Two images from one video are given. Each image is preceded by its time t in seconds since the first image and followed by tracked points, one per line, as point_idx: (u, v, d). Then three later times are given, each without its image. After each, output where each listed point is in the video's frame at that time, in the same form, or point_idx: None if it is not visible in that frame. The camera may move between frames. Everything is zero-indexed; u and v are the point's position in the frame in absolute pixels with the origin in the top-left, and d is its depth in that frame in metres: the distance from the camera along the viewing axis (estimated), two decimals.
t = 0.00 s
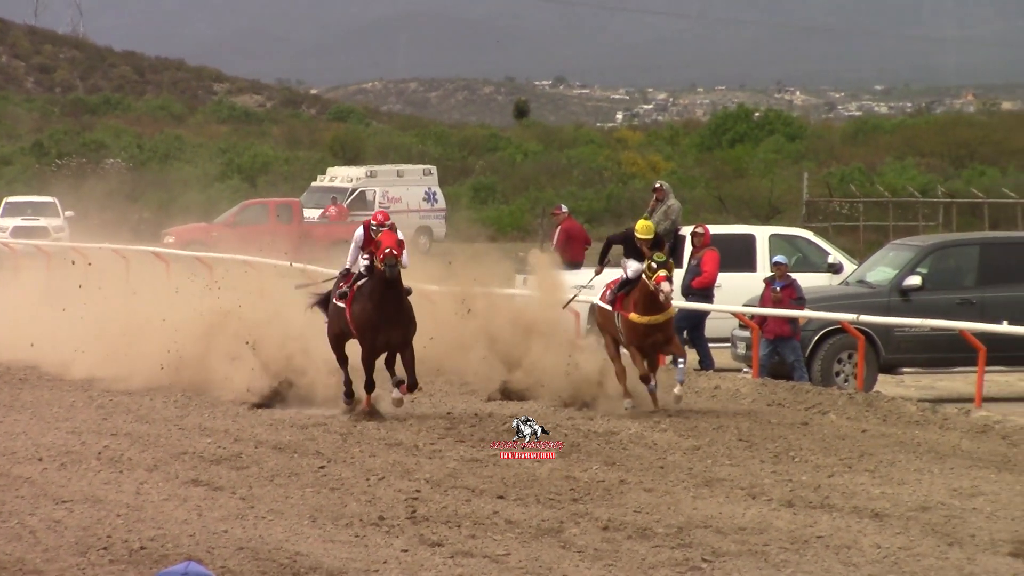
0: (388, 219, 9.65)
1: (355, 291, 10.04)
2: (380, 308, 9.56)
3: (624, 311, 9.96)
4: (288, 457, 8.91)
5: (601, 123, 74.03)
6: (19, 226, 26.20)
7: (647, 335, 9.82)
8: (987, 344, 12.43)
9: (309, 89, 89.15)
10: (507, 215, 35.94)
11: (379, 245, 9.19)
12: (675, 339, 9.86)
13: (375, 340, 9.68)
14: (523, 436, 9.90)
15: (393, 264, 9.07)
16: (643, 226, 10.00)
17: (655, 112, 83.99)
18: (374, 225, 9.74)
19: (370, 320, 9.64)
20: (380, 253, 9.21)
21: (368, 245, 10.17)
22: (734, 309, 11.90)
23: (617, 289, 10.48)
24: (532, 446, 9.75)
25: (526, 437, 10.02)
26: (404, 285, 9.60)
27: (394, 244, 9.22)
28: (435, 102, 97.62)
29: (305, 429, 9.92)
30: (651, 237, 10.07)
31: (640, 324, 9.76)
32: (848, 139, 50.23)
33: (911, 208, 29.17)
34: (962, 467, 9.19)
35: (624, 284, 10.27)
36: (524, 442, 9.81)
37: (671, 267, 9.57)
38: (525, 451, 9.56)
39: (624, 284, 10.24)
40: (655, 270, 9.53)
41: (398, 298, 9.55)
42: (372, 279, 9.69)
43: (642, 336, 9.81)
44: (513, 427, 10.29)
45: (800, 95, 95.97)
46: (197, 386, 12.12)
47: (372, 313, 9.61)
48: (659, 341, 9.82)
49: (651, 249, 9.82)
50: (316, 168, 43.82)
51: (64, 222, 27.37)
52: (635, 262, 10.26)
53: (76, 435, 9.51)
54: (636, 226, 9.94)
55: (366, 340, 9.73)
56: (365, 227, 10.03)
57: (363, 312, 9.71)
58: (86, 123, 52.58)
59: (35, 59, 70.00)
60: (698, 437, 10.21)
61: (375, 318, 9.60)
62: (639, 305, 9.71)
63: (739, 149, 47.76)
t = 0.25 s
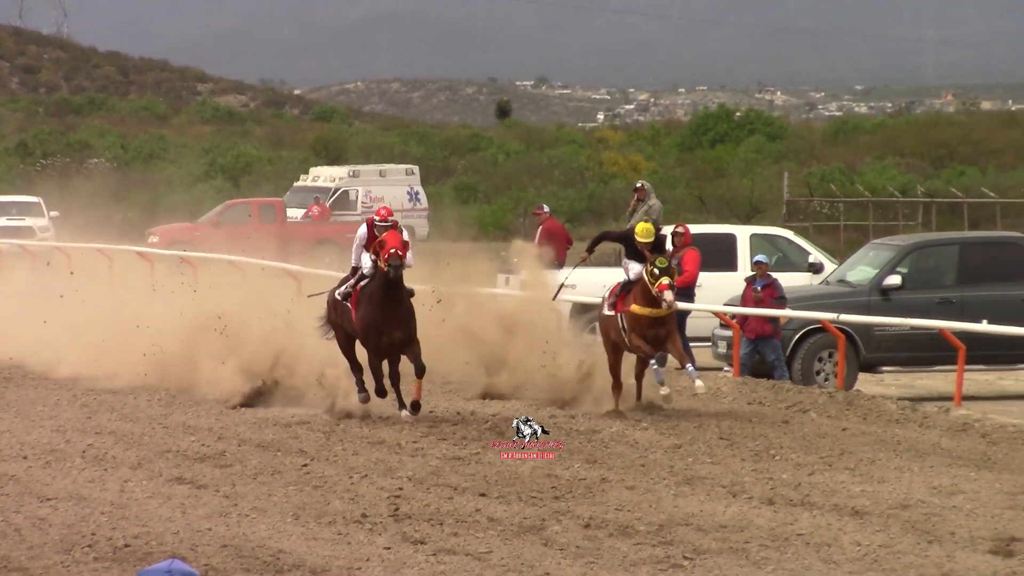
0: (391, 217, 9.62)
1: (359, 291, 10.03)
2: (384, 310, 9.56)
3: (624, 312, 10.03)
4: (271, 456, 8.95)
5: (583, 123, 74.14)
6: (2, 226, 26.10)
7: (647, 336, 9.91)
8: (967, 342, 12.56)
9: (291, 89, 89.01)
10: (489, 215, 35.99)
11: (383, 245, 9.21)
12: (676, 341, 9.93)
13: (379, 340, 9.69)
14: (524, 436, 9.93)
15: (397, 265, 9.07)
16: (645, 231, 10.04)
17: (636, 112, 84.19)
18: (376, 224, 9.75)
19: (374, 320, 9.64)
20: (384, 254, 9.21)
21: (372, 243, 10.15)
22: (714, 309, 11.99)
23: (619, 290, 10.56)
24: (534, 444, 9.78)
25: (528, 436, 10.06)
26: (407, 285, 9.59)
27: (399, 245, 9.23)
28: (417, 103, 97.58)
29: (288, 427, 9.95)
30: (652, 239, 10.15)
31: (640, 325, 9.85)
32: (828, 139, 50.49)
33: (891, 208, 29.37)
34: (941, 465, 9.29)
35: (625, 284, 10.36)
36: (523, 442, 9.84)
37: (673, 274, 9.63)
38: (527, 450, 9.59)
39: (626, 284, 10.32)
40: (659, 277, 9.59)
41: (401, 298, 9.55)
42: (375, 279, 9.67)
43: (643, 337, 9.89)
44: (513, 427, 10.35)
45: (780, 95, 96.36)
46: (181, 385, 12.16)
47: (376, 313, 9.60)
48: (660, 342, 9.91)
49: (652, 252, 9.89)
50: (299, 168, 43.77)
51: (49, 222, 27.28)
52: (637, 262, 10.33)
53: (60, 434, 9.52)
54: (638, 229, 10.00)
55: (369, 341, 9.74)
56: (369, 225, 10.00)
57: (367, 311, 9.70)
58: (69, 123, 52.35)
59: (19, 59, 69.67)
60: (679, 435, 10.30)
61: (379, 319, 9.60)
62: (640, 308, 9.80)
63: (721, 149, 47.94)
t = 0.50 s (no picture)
0: (395, 220, 9.70)
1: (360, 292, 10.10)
2: (385, 312, 9.62)
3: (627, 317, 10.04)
4: (253, 454, 8.98)
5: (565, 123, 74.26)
6: None
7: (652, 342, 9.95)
8: (946, 342, 12.69)
9: (274, 89, 88.87)
10: (472, 215, 36.05)
11: (386, 248, 9.33)
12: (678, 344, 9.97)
13: (382, 341, 9.72)
14: (523, 436, 9.95)
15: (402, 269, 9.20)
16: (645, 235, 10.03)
17: (617, 113, 84.43)
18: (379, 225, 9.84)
19: (375, 323, 9.69)
20: (387, 257, 9.31)
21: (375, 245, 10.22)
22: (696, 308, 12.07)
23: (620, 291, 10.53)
24: (532, 445, 9.81)
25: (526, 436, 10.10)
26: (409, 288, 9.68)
27: (401, 248, 9.35)
28: (399, 104, 97.56)
29: (270, 426, 9.98)
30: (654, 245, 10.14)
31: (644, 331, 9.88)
32: (809, 139, 50.72)
33: (870, 208, 29.56)
34: (920, 463, 9.39)
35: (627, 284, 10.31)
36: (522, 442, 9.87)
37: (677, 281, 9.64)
38: (525, 451, 9.63)
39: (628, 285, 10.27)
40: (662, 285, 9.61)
41: (404, 297, 9.63)
42: (376, 281, 9.75)
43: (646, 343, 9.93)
44: (513, 427, 10.37)
45: (761, 96, 96.70)
46: (165, 385, 12.19)
47: (376, 316, 9.66)
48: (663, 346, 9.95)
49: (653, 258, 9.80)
50: (282, 168, 43.73)
51: (32, 222, 27.18)
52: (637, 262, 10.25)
53: (44, 432, 9.53)
54: (638, 234, 9.88)
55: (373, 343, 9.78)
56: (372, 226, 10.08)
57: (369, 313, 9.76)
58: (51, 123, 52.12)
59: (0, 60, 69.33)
60: (661, 433, 10.38)
61: (379, 321, 9.65)
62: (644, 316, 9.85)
63: (702, 149, 48.10)
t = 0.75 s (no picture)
0: (399, 224, 9.72)
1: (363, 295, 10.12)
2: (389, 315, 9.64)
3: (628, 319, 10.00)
4: (236, 453, 9.01)
5: (545, 124, 74.38)
6: None
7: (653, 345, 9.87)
8: (924, 341, 12.83)
9: (255, 90, 88.65)
10: (453, 215, 36.09)
11: (390, 253, 9.38)
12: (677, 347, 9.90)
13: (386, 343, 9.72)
14: (522, 436, 10.04)
15: (406, 274, 9.24)
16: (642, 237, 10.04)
17: (597, 115, 84.67)
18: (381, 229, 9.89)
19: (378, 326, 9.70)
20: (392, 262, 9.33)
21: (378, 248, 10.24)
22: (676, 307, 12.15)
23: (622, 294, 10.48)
24: (534, 445, 9.87)
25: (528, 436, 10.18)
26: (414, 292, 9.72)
27: (405, 252, 9.39)
28: (381, 105, 97.50)
29: (253, 425, 10.00)
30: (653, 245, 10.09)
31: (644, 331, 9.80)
32: (788, 140, 50.99)
33: (849, 208, 29.75)
34: (898, 462, 9.48)
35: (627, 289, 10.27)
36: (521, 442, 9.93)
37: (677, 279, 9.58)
38: (526, 450, 9.69)
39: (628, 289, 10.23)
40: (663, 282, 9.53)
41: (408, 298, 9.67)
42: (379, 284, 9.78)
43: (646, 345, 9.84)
44: (512, 426, 10.44)
45: (740, 96, 97.08)
46: (150, 384, 12.20)
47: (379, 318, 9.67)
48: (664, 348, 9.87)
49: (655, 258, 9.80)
50: (264, 168, 43.67)
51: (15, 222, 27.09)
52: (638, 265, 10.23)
53: (28, 431, 9.54)
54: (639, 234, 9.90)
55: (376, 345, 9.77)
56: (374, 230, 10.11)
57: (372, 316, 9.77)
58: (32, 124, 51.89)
59: None
60: (641, 433, 10.47)
61: (382, 324, 9.67)
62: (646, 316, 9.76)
63: (681, 150, 48.31)
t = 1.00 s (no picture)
0: (400, 227, 9.65)
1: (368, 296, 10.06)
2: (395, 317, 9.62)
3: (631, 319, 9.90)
4: (218, 452, 9.05)
5: (526, 125, 74.42)
6: None
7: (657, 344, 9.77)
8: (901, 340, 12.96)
9: (236, 91, 88.38)
10: (434, 216, 36.12)
11: (392, 257, 9.27)
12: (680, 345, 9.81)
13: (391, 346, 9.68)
14: (523, 435, 10.11)
15: (408, 278, 9.15)
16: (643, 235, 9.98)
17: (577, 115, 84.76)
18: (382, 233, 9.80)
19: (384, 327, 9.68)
20: (393, 265, 9.27)
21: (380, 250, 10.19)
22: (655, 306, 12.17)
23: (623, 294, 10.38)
24: (534, 446, 9.94)
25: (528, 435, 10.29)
26: (418, 293, 9.68)
27: (407, 256, 9.27)
28: (361, 105, 97.33)
29: (235, 423, 10.03)
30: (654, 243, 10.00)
31: (647, 330, 9.68)
32: (767, 140, 51.24)
33: (827, 208, 29.94)
34: (877, 460, 9.59)
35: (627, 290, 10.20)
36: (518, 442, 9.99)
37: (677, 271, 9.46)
38: (528, 451, 9.74)
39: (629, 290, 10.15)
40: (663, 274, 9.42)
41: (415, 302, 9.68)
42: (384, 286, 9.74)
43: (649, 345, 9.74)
44: (512, 426, 10.53)
45: (720, 96, 97.42)
46: (133, 386, 12.21)
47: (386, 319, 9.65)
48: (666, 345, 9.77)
49: (654, 254, 9.72)
50: (244, 168, 43.59)
51: None
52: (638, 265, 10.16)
53: (11, 430, 9.55)
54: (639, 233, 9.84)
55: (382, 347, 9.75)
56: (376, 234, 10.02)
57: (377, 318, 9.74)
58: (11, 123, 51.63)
59: None
60: (622, 431, 10.56)
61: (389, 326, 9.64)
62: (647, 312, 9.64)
63: (661, 150, 48.48)
